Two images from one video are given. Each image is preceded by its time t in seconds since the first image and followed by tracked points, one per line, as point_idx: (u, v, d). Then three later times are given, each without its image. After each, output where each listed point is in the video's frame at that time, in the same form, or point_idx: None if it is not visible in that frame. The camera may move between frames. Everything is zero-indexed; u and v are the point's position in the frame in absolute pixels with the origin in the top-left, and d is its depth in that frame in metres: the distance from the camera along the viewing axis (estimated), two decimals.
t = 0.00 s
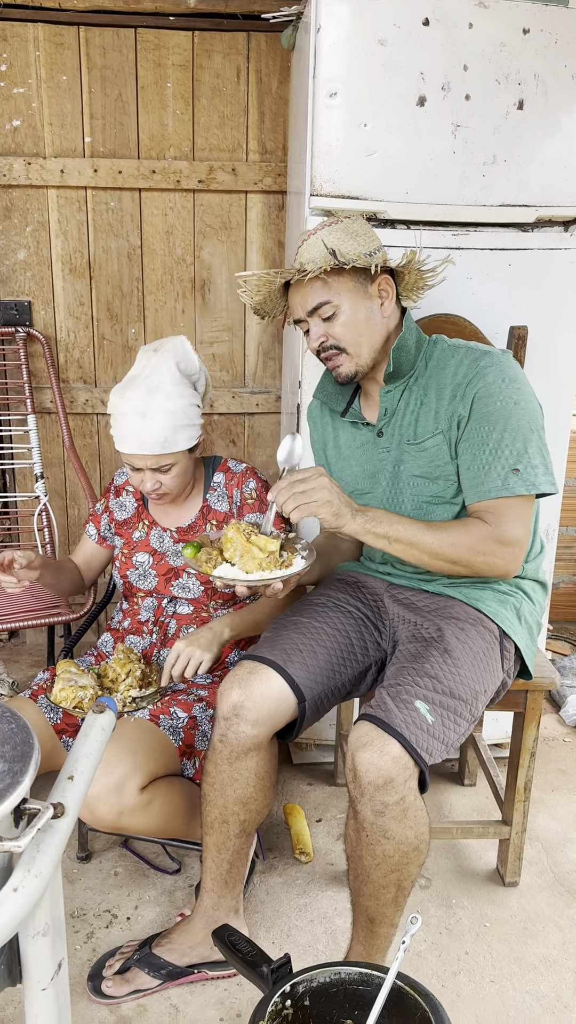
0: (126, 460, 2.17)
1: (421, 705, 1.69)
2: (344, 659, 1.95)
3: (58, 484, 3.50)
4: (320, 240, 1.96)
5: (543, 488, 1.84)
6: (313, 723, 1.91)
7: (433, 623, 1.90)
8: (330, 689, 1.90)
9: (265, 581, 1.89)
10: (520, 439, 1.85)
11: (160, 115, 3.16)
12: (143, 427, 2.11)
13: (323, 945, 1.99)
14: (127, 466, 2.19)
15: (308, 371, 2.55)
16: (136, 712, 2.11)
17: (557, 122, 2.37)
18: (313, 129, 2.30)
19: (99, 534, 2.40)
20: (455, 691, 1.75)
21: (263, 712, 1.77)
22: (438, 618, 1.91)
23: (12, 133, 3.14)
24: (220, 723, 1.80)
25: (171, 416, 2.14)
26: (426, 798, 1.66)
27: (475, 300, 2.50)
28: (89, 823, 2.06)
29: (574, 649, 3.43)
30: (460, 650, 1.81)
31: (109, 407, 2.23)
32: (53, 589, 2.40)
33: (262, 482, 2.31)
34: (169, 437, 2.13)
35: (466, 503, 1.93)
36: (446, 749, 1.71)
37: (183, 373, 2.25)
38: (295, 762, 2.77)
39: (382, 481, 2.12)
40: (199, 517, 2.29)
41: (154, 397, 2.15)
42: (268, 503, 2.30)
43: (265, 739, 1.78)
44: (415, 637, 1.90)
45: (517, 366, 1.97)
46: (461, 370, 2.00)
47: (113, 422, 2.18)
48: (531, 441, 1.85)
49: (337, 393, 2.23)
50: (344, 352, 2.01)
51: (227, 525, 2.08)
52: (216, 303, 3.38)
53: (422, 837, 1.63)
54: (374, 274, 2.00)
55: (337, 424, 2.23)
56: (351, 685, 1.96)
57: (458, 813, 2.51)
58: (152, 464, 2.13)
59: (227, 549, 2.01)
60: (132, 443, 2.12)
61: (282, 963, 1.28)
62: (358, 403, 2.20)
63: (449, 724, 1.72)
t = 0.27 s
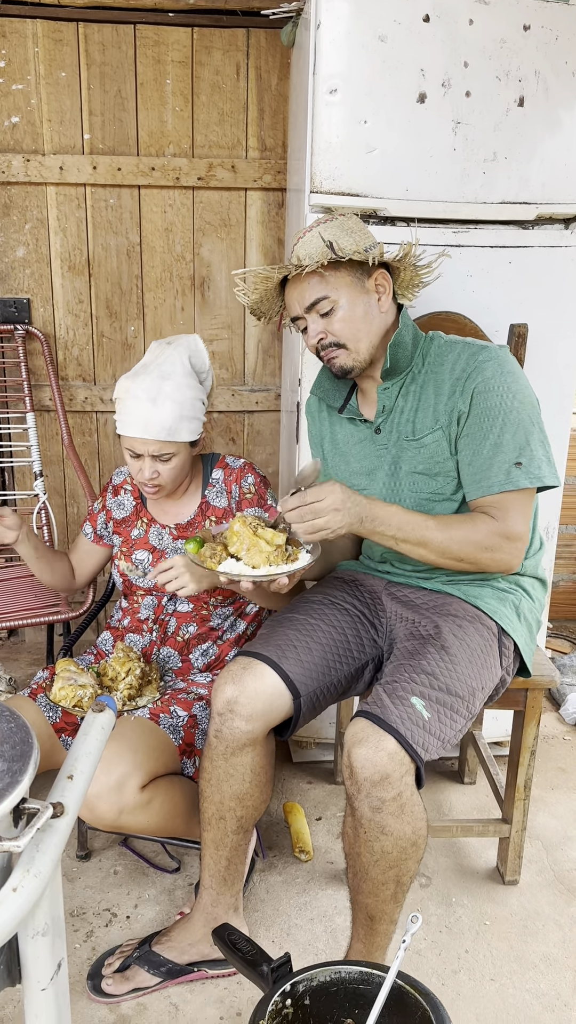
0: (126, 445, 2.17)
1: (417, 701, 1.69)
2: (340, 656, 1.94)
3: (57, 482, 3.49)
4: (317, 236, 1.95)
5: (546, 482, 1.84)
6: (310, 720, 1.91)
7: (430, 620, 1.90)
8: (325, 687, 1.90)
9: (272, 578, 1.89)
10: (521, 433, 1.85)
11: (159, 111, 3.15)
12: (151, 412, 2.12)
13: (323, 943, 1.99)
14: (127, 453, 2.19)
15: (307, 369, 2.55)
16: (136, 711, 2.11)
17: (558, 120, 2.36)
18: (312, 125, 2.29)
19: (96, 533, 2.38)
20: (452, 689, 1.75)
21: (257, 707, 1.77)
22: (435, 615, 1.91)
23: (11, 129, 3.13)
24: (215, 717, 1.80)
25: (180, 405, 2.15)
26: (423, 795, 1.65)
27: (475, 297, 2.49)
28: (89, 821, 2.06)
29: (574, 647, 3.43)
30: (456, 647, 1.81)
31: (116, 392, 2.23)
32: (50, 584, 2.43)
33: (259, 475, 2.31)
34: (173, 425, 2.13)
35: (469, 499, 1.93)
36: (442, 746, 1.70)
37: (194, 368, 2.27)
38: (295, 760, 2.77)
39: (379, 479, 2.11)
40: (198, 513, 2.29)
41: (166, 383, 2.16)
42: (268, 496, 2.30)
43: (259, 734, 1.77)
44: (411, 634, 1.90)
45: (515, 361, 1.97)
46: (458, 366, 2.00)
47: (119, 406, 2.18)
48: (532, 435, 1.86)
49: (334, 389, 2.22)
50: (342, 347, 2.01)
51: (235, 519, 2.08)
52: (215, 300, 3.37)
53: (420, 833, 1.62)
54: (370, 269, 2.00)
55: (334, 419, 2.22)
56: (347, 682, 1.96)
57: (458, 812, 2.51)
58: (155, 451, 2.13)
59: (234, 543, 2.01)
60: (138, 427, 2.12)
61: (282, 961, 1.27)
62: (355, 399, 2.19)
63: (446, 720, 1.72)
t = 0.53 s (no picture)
0: (125, 440, 2.16)
1: (444, 690, 1.69)
2: (340, 656, 1.94)
3: (54, 479, 3.48)
4: (299, 235, 1.96)
5: (545, 467, 1.85)
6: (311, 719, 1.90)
7: (440, 613, 1.91)
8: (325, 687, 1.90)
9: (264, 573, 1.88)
10: (517, 421, 1.87)
11: (156, 108, 3.14)
12: (156, 408, 2.11)
13: (320, 941, 1.98)
14: (123, 449, 2.17)
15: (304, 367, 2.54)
16: (131, 708, 2.13)
17: (555, 116, 2.35)
18: (309, 122, 2.29)
19: (91, 532, 2.39)
20: (474, 675, 1.75)
21: (256, 712, 1.77)
22: (445, 607, 1.91)
23: (7, 126, 3.12)
24: (214, 723, 1.79)
25: (184, 404, 2.15)
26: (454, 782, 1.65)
27: (472, 294, 2.49)
28: (86, 819, 2.05)
29: (571, 644, 3.43)
30: (473, 634, 1.82)
31: (115, 386, 2.21)
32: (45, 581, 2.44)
33: (246, 467, 2.30)
34: (176, 425, 2.14)
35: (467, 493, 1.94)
36: (471, 732, 1.70)
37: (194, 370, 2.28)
38: (292, 758, 2.77)
39: (371, 477, 2.10)
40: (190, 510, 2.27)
41: (170, 382, 2.16)
42: (256, 488, 2.29)
43: (259, 736, 1.77)
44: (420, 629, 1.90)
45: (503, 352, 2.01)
46: (448, 360, 2.02)
47: (119, 401, 2.17)
48: (527, 422, 1.88)
49: (320, 389, 2.22)
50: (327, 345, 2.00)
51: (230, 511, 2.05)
52: (212, 297, 3.36)
53: (449, 823, 1.63)
54: (353, 267, 2.02)
55: (321, 418, 2.23)
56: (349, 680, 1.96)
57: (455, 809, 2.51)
58: (158, 449, 2.14)
59: (227, 536, 1.98)
60: (140, 424, 2.10)
61: (278, 959, 1.27)
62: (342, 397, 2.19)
63: (472, 708, 1.71)
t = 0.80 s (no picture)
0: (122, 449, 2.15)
1: (500, 678, 1.67)
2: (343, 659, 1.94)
3: (51, 477, 3.48)
4: (276, 237, 1.98)
5: (529, 451, 1.87)
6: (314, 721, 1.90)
7: (459, 614, 1.91)
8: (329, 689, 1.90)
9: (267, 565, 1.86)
10: (499, 407, 1.89)
11: (153, 105, 3.13)
12: (154, 420, 2.09)
13: (317, 938, 1.98)
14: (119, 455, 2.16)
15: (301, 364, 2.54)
16: (129, 705, 2.14)
17: (553, 113, 2.35)
18: (306, 119, 2.28)
19: (86, 533, 2.38)
20: (519, 661, 1.75)
21: (261, 718, 1.76)
22: (466, 607, 1.91)
23: (4, 123, 3.11)
24: (218, 730, 1.78)
25: (182, 415, 2.14)
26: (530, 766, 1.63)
27: (470, 292, 2.48)
28: (83, 817, 2.05)
29: (569, 643, 3.43)
30: (502, 626, 1.83)
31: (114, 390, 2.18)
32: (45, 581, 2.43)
33: (240, 468, 2.29)
34: (174, 436, 2.13)
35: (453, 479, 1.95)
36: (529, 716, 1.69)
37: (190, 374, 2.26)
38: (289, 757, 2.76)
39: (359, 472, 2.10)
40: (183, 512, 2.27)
41: (168, 392, 2.14)
42: (250, 488, 2.29)
43: (264, 742, 1.77)
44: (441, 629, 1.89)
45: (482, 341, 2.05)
46: (429, 351, 2.05)
47: (117, 409, 2.14)
48: (508, 408, 1.90)
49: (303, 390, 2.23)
50: (309, 344, 2.02)
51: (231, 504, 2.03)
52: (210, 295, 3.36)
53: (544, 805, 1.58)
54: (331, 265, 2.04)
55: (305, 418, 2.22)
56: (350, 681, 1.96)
57: (452, 807, 2.51)
58: (153, 460, 2.14)
59: (230, 528, 1.96)
60: (139, 437, 2.10)
61: (275, 957, 1.26)
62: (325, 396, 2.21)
63: (527, 693, 1.70)
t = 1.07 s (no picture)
0: (154, 419, 2.20)
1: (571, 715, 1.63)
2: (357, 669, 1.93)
3: (49, 475, 3.47)
4: (270, 238, 1.99)
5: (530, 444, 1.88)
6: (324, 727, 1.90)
7: (496, 632, 1.87)
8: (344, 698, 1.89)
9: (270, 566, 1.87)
10: (499, 402, 1.90)
11: (151, 102, 3.12)
12: (177, 382, 2.20)
13: (316, 937, 1.98)
14: (148, 429, 2.21)
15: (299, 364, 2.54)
16: (127, 704, 2.11)
17: (551, 111, 2.35)
18: (304, 116, 2.27)
19: (91, 529, 2.41)
20: None
21: (277, 731, 1.75)
22: (504, 626, 1.88)
23: (2, 120, 3.10)
24: (232, 742, 1.77)
25: (196, 378, 2.26)
26: None
27: (469, 289, 2.48)
28: (81, 816, 2.05)
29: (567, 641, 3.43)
30: (547, 647, 1.80)
31: (124, 375, 2.24)
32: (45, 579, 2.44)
33: (260, 481, 2.29)
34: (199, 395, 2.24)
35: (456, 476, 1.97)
36: None
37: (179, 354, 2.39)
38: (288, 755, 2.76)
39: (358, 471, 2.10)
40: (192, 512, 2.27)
41: (177, 360, 2.26)
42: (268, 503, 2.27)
43: (278, 755, 1.77)
44: (479, 647, 1.86)
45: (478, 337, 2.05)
46: (425, 348, 2.05)
47: (137, 386, 2.21)
48: (509, 402, 1.91)
49: (299, 390, 2.23)
50: (305, 345, 2.02)
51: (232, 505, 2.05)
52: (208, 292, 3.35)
53: None
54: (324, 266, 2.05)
55: (301, 418, 2.21)
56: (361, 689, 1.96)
57: (451, 805, 2.51)
58: (188, 419, 2.21)
59: (232, 531, 1.99)
60: (171, 396, 2.18)
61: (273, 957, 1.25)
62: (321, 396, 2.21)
63: None
